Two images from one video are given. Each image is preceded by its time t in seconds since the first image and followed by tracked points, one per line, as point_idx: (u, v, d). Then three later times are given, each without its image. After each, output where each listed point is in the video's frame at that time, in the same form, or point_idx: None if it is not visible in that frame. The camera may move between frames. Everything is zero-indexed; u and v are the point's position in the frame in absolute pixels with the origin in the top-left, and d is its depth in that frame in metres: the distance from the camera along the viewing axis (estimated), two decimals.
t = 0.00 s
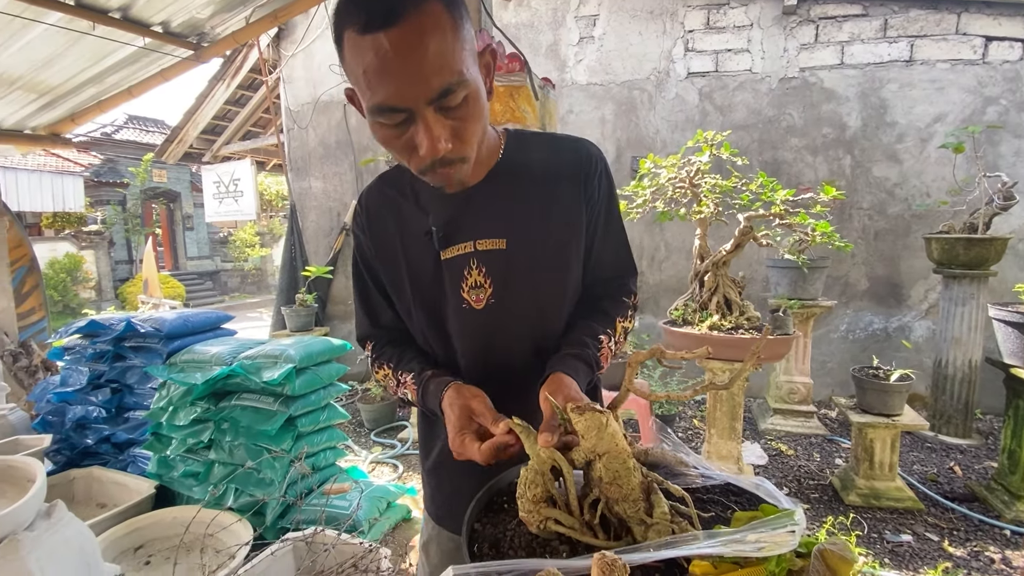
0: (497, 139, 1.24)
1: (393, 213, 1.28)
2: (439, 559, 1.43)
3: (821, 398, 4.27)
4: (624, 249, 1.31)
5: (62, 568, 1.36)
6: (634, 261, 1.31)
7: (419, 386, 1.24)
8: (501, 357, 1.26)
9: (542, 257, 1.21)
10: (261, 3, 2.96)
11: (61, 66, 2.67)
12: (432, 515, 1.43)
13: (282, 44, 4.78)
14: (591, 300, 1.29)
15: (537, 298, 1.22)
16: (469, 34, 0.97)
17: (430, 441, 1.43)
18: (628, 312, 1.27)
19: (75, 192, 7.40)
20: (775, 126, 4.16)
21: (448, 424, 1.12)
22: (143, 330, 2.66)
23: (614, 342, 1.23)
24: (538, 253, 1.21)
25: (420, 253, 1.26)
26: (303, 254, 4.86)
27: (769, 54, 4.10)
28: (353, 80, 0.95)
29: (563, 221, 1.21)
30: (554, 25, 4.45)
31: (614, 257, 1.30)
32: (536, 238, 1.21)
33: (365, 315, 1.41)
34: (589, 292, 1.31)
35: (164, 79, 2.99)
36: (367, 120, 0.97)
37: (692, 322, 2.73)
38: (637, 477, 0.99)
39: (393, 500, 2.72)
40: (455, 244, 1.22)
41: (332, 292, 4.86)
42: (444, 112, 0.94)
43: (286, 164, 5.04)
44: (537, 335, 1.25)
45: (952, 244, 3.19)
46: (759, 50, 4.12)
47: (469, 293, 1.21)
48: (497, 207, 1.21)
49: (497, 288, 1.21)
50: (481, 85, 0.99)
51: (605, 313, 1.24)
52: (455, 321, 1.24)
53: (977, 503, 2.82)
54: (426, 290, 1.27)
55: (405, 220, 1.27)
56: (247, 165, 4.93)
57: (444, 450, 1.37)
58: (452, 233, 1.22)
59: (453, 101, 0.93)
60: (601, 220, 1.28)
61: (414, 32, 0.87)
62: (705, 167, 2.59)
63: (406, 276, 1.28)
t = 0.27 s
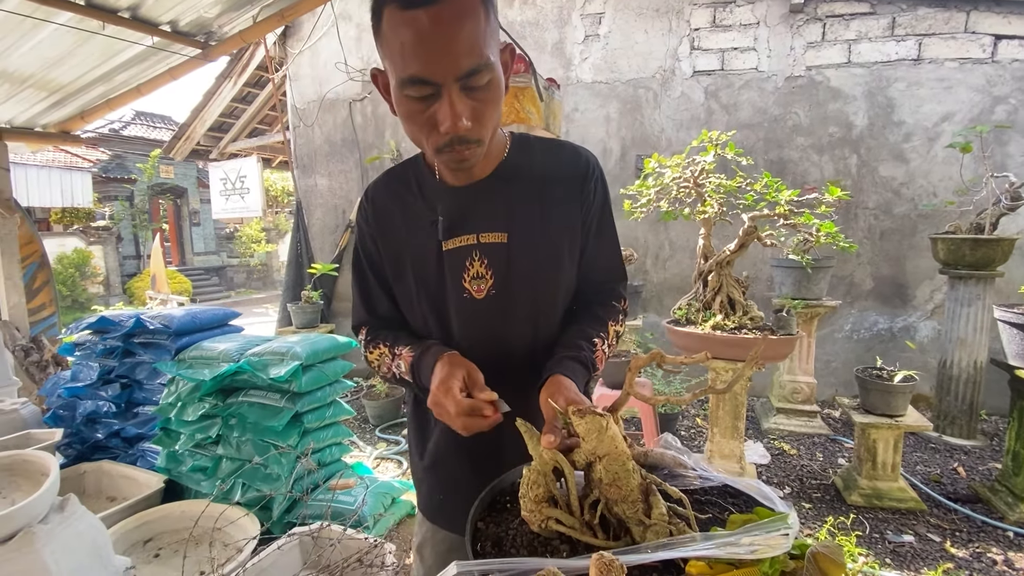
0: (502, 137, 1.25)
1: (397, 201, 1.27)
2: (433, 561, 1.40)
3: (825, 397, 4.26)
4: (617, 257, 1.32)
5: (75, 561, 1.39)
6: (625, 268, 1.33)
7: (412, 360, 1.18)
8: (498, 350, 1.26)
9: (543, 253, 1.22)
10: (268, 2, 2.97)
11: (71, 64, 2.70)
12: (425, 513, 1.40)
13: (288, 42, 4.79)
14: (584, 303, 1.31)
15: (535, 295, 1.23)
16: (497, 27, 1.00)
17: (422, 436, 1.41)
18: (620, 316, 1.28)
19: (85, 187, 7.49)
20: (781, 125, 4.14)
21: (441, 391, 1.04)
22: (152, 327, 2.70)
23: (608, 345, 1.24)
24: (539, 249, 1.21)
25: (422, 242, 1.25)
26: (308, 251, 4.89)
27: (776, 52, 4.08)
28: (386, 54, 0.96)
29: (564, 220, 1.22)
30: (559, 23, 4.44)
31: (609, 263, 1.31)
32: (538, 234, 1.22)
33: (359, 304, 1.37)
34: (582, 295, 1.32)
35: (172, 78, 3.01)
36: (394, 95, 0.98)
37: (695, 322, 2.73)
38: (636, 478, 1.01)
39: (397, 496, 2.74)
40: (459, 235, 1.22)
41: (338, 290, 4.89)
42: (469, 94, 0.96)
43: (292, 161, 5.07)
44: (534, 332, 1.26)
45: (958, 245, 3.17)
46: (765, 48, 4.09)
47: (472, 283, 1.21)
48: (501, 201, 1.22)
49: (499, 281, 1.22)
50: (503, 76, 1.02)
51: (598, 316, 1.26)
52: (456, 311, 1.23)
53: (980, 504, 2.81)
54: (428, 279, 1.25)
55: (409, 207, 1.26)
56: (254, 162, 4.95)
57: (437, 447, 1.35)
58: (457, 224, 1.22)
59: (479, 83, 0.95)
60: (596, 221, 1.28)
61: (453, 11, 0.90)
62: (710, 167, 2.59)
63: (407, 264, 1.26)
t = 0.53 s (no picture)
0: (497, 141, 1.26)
1: (391, 207, 1.23)
2: (430, 558, 1.41)
3: (831, 399, 4.23)
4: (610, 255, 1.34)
5: (87, 556, 1.42)
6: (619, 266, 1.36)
7: (375, 389, 1.07)
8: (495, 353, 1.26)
9: (540, 254, 1.23)
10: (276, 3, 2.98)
11: (82, 65, 2.73)
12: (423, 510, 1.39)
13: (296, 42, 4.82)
14: (580, 299, 1.33)
15: (533, 296, 1.24)
16: (496, 39, 1.02)
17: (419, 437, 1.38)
18: (617, 307, 1.31)
19: (95, 186, 7.56)
20: (788, 124, 4.11)
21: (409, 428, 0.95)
22: (162, 325, 2.73)
23: (607, 331, 1.26)
24: (537, 251, 1.23)
25: (418, 249, 1.22)
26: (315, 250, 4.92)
27: (783, 51, 4.04)
28: (387, 61, 0.96)
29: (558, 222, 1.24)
30: (565, 23, 4.43)
31: (603, 261, 1.33)
32: (535, 237, 1.23)
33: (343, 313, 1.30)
34: (577, 292, 1.35)
35: (181, 78, 3.03)
36: (393, 104, 0.98)
37: (700, 323, 2.72)
38: (637, 483, 1.01)
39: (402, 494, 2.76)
40: (456, 241, 1.21)
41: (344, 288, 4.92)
42: (469, 103, 0.97)
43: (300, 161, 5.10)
44: (529, 333, 1.27)
45: (967, 246, 3.14)
46: (773, 47, 4.06)
47: (470, 288, 1.21)
48: (498, 205, 1.22)
49: (497, 285, 1.22)
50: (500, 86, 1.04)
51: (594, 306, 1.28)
52: (453, 316, 1.23)
53: (988, 508, 2.79)
54: (423, 286, 1.24)
55: (403, 213, 1.23)
56: (261, 162, 4.99)
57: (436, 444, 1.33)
58: (453, 229, 1.21)
59: (479, 94, 0.97)
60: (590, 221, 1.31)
61: (457, 23, 0.91)
62: (716, 168, 2.57)
63: (401, 271, 1.23)
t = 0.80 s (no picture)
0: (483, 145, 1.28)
1: (384, 224, 1.20)
2: (438, 551, 1.43)
3: (840, 398, 4.20)
4: (598, 243, 1.39)
5: (102, 550, 1.46)
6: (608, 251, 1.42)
7: (420, 430, 0.93)
8: (498, 354, 1.28)
9: (536, 249, 1.26)
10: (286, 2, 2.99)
11: (95, 65, 2.76)
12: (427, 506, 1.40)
13: (305, 40, 4.84)
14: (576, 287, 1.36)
15: (533, 291, 1.27)
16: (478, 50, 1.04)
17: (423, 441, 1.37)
18: (610, 288, 1.35)
19: (108, 183, 7.63)
20: (798, 121, 4.07)
21: (480, 481, 0.83)
22: (174, 322, 2.77)
23: (600, 308, 1.29)
24: (533, 248, 1.26)
25: (417, 263, 1.20)
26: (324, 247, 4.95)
27: (794, 48, 4.00)
28: (376, 81, 0.97)
29: (550, 220, 1.28)
30: (574, 20, 4.41)
31: (593, 249, 1.38)
32: (531, 234, 1.26)
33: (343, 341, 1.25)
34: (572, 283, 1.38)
35: (192, 77, 3.06)
36: (386, 124, 0.99)
37: (708, 321, 2.71)
38: (644, 484, 1.01)
39: (410, 490, 2.76)
40: (455, 249, 1.21)
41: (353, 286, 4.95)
42: (460, 115, 0.99)
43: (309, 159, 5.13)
44: (531, 329, 1.28)
45: (981, 245, 3.10)
46: (784, 44, 4.02)
47: (475, 294, 1.21)
48: (494, 209, 1.24)
49: (500, 287, 1.23)
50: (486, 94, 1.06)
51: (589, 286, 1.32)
52: (458, 323, 1.23)
53: (999, 510, 2.76)
54: (425, 300, 1.22)
55: (399, 229, 1.20)
56: (271, 160, 5.03)
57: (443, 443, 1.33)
58: (452, 237, 1.21)
59: (469, 105, 0.99)
60: (581, 216, 1.35)
61: (443, 39, 0.93)
62: (725, 165, 2.56)
63: (402, 288, 1.20)
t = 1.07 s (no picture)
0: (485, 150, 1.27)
1: (388, 229, 1.22)
2: (441, 551, 1.43)
3: (850, 396, 4.17)
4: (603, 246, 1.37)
5: (121, 542, 1.49)
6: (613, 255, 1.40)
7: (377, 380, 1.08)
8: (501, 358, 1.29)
9: (538, 254, 1.26)
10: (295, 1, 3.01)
11: (109, 64, 2.79)
12: (431, 503, 1.41)
13: (314, 37, 4.86)
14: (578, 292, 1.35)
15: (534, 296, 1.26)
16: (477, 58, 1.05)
17: (430, 443, 1.39)
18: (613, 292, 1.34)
19: (121, 180, 7.75)
20: (810, 118, 4.02)
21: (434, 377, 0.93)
22: (188, 319, 2.82)
23: (598, 309, 1.28)
24: (534, 252, 1.25)
25: (419, 268, 1.22)
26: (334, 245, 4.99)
27: (806, 43, 3.95)
28: (377, 90, 0.99)
29: (551, 225, 1.27)
30: (583, 16, 4.38)
31: (597, 253, 1.36)
32: (533, 238, 1.25)
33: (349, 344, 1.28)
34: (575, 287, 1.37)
35: (204, 76, 3.09)
36: (387, 131, 1.01)
37: (717, 320, 2.70)
38: (648, 485, 1.01)
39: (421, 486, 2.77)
40: (457, 254, 1.21)
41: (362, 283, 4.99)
42: (460, 122, 0.99)
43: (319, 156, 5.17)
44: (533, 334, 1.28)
45: (995, 243, 3.06)
46: (795, 39, 3.97)
47: (475, 299, 1.22)
48: (495, 214, 1.24)
49: (501, 292, 1.24)
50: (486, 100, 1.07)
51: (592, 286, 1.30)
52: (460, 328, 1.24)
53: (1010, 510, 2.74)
54: (428, 304, 1.24)
55: (401, 234, 1.21)
56: (281, 157, 5.07)
57: (449, 443, 1.35)
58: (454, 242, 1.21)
59: (469, 112, 0.99)
60: (585, 220, 1.33)
61: (441, 48, 0.94)
62: (734, 163, 2.55)
63: (404, 293, 1.23)
